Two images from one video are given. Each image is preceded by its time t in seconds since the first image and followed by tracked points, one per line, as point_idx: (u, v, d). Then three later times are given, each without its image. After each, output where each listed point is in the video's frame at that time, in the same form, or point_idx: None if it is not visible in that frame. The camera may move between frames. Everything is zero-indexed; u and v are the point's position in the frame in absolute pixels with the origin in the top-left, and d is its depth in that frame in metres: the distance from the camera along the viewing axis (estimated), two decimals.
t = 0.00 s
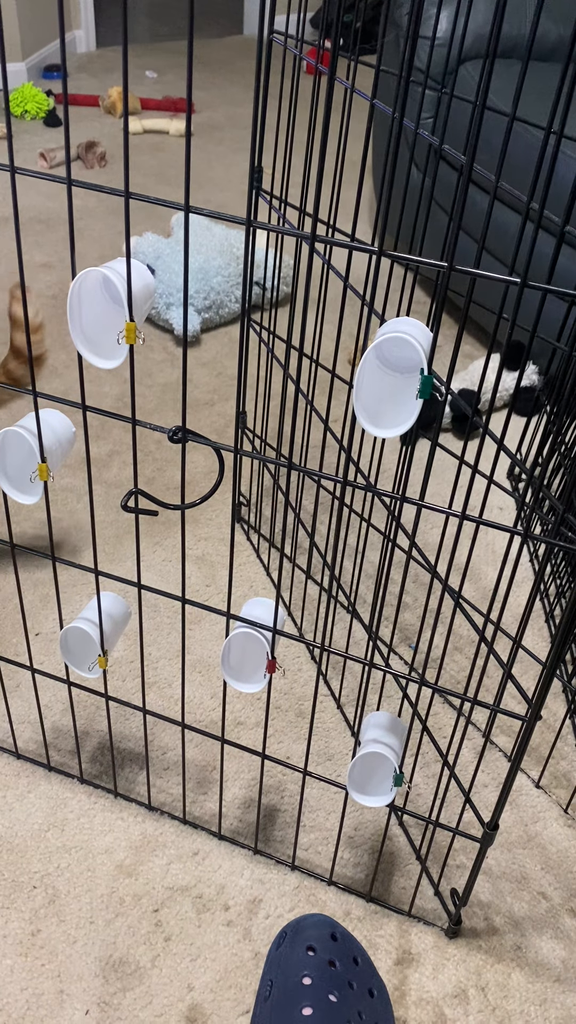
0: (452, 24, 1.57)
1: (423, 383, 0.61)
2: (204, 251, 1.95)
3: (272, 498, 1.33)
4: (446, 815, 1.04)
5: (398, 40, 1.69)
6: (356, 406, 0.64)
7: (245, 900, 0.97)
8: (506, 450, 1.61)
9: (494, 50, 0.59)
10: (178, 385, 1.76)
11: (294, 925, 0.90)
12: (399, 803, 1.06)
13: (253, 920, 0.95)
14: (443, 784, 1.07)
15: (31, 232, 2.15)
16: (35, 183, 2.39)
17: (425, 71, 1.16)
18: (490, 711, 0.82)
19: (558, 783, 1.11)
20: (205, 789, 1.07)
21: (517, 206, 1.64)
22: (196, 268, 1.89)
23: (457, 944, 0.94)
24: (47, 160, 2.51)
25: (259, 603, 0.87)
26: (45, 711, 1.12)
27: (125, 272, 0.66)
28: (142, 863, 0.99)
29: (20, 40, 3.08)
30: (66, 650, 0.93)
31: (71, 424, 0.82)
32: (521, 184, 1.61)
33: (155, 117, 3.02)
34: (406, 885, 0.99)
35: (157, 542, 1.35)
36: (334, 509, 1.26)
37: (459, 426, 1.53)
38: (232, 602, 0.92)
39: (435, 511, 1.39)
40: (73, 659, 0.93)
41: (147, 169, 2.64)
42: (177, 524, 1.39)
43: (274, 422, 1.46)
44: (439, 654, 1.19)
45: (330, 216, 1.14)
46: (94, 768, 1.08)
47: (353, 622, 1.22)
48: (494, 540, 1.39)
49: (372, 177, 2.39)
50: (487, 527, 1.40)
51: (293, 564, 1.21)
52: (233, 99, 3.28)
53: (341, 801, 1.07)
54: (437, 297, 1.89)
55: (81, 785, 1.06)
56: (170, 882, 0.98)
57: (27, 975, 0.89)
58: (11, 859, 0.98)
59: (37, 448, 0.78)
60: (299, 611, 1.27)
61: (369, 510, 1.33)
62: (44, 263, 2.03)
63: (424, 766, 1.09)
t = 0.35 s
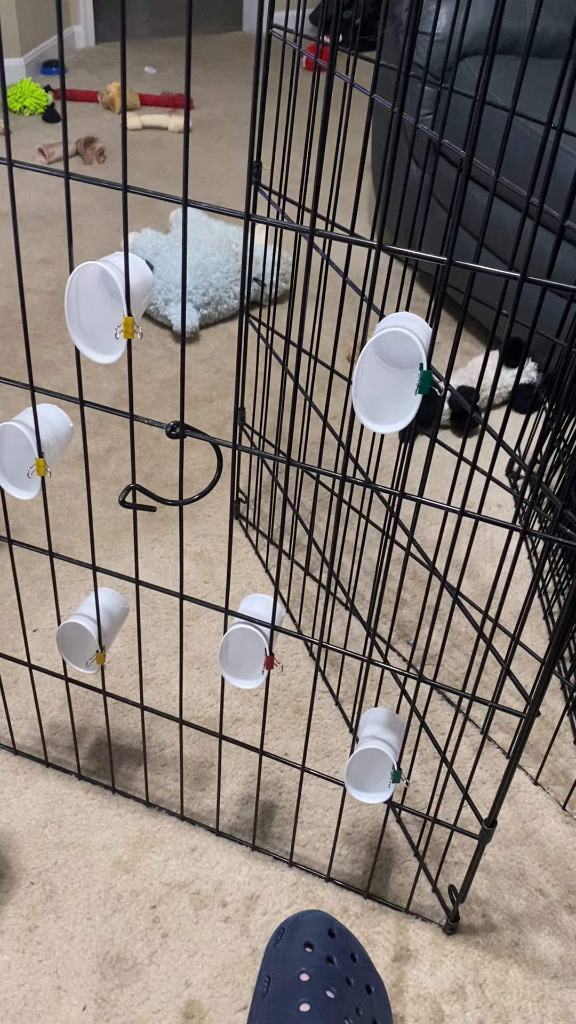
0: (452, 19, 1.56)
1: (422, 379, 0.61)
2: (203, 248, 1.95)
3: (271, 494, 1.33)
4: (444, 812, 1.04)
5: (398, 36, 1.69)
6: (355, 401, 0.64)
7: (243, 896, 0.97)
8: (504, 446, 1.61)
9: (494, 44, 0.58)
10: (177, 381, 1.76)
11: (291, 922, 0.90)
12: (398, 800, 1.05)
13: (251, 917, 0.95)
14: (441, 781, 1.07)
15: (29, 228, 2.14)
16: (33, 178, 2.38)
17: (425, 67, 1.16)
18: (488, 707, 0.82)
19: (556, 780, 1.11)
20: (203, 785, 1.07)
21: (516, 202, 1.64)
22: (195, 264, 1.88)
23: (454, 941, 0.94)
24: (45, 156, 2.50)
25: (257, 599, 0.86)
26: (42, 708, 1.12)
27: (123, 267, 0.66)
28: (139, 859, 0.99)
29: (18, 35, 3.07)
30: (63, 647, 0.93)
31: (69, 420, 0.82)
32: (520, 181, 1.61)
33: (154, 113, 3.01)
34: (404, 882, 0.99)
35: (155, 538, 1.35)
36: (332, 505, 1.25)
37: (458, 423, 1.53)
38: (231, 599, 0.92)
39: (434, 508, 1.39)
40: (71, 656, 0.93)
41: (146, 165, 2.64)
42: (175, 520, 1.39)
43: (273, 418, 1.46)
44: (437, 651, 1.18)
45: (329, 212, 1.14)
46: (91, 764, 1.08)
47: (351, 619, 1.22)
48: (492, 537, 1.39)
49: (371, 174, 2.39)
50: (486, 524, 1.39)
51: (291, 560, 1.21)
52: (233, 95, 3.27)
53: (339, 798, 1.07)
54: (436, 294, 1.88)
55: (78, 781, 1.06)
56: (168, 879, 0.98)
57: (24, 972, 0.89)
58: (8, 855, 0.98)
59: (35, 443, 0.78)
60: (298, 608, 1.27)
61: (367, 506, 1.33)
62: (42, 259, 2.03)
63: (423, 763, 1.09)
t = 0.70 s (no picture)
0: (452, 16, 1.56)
1: (422, 374, 0.61)
2: (203, 245, 1.95)
3: (271, 491, 1.33)
4: (442, 807, 1.05)
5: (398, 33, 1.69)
6: (355, 396, 0.64)
7: (242, 891, 0.97)
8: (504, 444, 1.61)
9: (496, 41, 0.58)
10: (176, 378, 1.76)
11: (291, 917, 0.90)
12: (397, 795, 1.06)
13: (251, 912, 0.95)
14: (440, 777, 1.08)
15: (28, 225, 2.14)
16: (33, 175, 2.38)
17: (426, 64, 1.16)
18: (488, 703, 0.82)
19: (555, 775, 1.11)
20: (202, 781, 1.07)
21: (516, 200, 1.64)
22: (195, 261, 1.88)
23: (453, 936, 0.95)
24: (45, 152, 2.50)
25: (257, 595, 0.87)
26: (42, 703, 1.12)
27: (124, 261, 0.66)
28: (139, 855, 0.99)
29: (18, 32, 3.06)
30: (63, 643, 0.93)
31: (69, 415, 0.82)
32: (520, 178, 1.61)
33: (153, 110, 3.01)
34: (402, 877, 1.00)
35: (155, 534, 1.35)
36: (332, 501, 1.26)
37: (457, 420, 1.53)
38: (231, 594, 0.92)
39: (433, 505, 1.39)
40: (71, 651, 0.93)
41: (146, 162, 2.63)
42: (175, 517, 1.39)
43: (272, 415, 1.46)
44: (436, 647, 1.19)
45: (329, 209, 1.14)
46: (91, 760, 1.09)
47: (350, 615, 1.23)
48: (492, 534, 1.40)
49: (371, 171, 2.39)
50: (486, 521, 1.40)
51: (290, 556, 1.21)
52: (233, 92, 3.27)
53: (338, 794, 1.07)
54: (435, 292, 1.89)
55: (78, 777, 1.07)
56: (168, 874, 0.98)
57: (24, 966, 0.89)
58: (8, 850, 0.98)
59: (35, 439, 0.78)
60: (297, 604, 1.27)
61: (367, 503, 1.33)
62: (42, 256, 2.03)
63: (422, 759, 1.09)
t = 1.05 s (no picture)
0: (450, 14, 1.56)
1: (419, 372, 0.61)
2: (202, 244, 1.95)
3: (270, 491, 1.33)
4: (442, 807, 1.04)
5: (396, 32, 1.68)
6: (352, 395, 0.64)
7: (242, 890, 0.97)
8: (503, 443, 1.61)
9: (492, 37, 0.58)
10: (176, 377, 1.76)
11: (289, 916, 0.90)
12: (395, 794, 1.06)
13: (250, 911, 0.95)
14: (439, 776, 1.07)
15: (28, 225, 2.14)
16: (33, 175, 2.38)
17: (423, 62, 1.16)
18: (486, 701, 0.82)
19: (554, 775, 1.11)
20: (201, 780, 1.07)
21: (515, 198, 1.63)
22: (194, 261, 1.88)
23: (452, 935, 0.95)
24: (44, 152, 2.50)
25: (255, 595, 0.87)
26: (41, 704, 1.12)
27: (120, 260, 0.66)
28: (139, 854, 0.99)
29: (17, 32, 3.06)
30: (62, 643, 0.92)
31: (67, 415, 0.82)
32: (518, 176, 1.60)
33: (153, 110, 3.01)
34: (401, 876, 0.99)
35: (154, 533, 1.35)
36: (330, 501, 1.26)
37: (457, 419, 1.53)
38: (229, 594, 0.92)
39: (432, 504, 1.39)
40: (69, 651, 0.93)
41: (145, 162, 2.63)
42: (173, 516, 1.39)
43: (271, 414, 1.46)
44: (435, 646, 1.19)
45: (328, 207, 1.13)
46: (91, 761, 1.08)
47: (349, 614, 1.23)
48: (491, 533, 1.39)
49: (370, 170, 2.39)
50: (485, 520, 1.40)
51: (289, 556, 1.21)
52: (231, 92, 3.27)
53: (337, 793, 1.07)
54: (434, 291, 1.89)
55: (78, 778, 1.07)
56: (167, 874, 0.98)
57: (22, 966, 0.89)
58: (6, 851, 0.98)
59: (33, 439, 0.78)
60: (297, 604, 1.27)
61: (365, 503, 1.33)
62: (41, 255, 2.03)
63: (421, 758, 1.09)
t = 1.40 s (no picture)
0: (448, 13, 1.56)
1: (421, 371, 0.61)
2: (202, 245, 1.95)
3: (272, 491, 1.33)
4: (447, 806, 1.04)
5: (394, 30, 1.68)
6: (354, 394, 0.64)
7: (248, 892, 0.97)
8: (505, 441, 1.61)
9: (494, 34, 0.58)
10: (176, 378, 1.76)
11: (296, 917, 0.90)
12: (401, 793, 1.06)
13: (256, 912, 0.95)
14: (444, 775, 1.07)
15: (28, 227, 2.14)
16: (33, 178, 2.38)
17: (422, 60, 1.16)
18: (491, 700, 0.82)
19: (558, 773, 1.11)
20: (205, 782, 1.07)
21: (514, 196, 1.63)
22: (194, 261, 1.88)
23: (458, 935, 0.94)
24: (44, 155, 2.50)
25: (259, 595, 0.87)
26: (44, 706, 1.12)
27: (120, 261, 0.66)
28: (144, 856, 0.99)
29: (15, 35, 3.07)
30: (65, 645, 0.92)
31: (68, 417, 0.82)
32: (517, 174, 1.60)
33: (151, 112, 3.01)
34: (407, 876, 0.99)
35: (156, 535, 1.36)
36: (333, 501, 1.26)
37: (458, 417, 1.53)
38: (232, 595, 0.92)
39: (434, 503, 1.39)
40: (72, 653, 0.93)
41: (144, 164, 2.63)
42: (176, 517, 1.39)
43: (273, 414, 1.46)
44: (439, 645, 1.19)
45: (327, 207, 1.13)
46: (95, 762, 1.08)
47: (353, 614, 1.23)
48: (494, 531, 1.39)
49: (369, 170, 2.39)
50: (487, 518, 1.40)
51: (292, 556, 1.21)
52: (230, 93, 3.28)
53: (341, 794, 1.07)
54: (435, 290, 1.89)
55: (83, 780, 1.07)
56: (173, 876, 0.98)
57: (28, 968, 0.89)
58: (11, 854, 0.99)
59: (35, 440, 0.78)
60: (300, 604, 1.27)
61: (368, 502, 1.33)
62: (41, 258, 2.03)
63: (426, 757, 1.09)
